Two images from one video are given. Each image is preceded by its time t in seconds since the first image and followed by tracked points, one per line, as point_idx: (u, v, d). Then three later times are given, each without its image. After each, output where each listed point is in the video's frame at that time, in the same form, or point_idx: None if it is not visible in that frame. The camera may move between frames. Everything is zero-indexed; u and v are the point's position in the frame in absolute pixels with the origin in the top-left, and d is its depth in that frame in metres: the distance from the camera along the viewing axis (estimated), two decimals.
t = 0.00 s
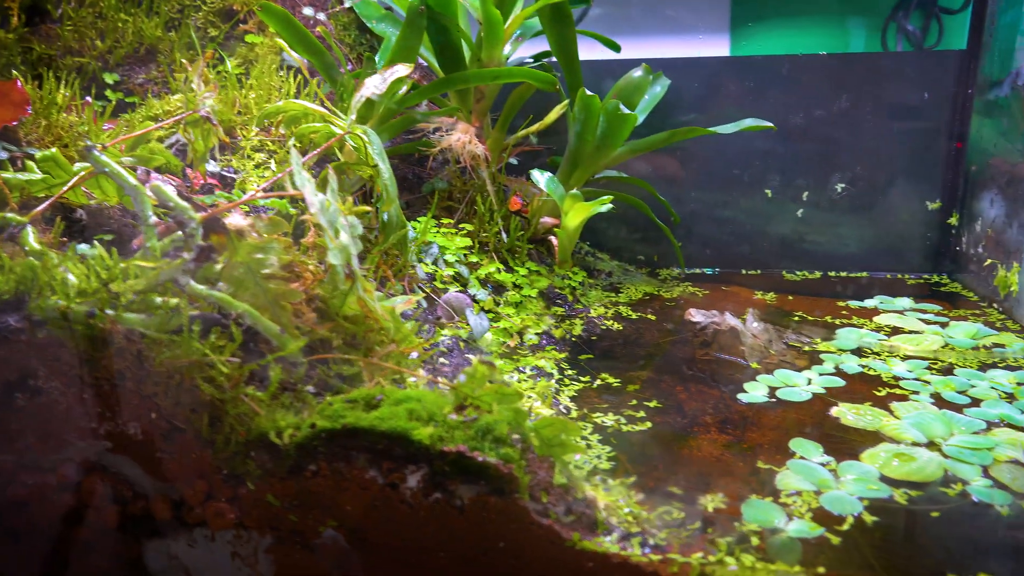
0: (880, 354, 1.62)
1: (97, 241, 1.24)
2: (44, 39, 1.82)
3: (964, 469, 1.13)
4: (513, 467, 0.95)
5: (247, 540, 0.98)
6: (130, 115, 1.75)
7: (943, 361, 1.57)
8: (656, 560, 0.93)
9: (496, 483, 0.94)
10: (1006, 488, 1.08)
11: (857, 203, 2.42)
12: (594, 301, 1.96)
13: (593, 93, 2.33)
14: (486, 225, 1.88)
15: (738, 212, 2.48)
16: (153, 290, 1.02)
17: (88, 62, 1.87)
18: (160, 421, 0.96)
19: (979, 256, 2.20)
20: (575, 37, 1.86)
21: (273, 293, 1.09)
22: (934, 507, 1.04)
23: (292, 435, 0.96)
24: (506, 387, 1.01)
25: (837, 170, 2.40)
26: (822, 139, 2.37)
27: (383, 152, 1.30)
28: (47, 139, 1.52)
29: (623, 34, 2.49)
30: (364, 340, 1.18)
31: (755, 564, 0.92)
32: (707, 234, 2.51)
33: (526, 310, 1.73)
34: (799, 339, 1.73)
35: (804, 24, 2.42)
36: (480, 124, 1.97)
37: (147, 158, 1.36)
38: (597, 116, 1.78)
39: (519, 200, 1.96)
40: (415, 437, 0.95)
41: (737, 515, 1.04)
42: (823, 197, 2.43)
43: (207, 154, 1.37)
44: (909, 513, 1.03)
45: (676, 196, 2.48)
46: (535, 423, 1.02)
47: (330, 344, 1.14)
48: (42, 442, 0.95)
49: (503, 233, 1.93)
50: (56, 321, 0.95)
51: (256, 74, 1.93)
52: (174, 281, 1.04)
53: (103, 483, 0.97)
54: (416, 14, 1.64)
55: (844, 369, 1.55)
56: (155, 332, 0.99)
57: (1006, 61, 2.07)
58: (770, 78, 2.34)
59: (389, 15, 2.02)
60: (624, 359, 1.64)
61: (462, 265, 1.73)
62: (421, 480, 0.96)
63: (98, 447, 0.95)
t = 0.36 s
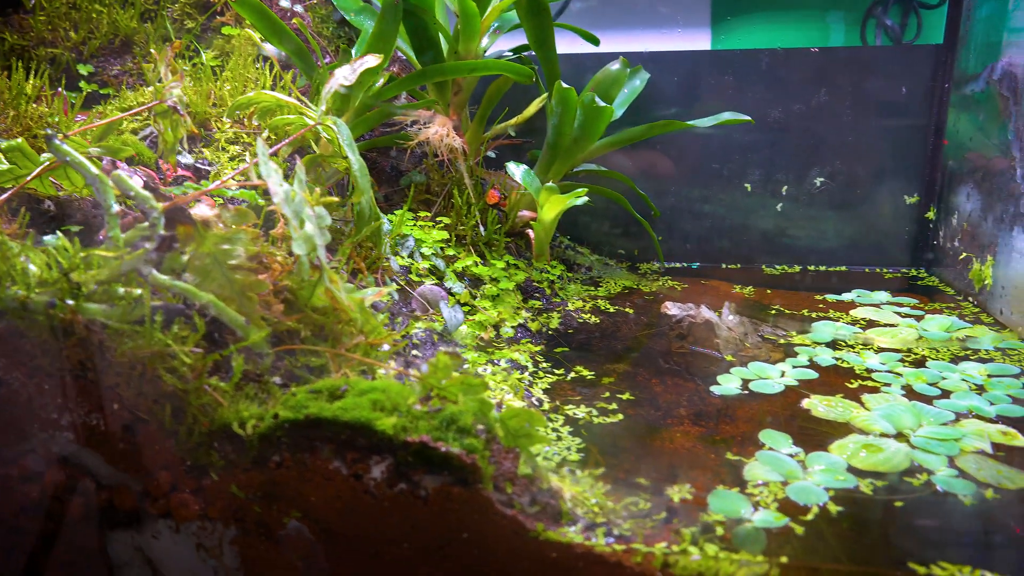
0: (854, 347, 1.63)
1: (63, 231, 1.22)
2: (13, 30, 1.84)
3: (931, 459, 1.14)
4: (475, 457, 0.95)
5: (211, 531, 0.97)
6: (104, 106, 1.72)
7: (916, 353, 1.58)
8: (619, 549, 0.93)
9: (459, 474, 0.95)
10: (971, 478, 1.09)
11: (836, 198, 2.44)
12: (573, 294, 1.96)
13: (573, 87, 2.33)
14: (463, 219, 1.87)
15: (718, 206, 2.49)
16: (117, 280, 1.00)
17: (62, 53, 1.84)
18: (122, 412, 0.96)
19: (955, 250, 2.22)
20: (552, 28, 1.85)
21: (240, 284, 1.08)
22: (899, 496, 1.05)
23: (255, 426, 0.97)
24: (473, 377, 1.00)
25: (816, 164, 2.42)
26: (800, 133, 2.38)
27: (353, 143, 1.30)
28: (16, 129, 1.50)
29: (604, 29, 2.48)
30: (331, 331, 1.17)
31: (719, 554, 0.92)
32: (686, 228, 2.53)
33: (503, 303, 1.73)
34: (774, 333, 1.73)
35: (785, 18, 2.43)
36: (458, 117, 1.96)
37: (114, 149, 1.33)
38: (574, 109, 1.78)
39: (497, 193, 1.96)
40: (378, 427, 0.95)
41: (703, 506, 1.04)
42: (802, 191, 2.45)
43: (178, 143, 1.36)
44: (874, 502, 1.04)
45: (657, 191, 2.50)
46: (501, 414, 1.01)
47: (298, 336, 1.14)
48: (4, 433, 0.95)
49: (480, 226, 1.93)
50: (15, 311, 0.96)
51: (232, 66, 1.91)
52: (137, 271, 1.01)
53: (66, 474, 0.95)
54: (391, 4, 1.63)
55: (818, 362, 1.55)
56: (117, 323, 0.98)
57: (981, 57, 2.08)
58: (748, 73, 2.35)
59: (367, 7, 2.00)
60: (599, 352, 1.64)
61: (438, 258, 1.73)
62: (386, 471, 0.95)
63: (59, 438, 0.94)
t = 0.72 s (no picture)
0: (833, 339, 1.63)
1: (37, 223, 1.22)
2: None
3: (902, 449, 1.15)
4: (444, 446, 0.95)
5: (183, 522, 0.97)
6: (84, 99, 1.71)
7: (895, 345, 1.58)
8: (588, 538, 0.93)
9: (429, 462, 0.94)
10: (941, 467, 1.10)
11: (820, 192, 2.45)
12: (556, 288, 1.96)
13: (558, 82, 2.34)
14: (445, 212, 1.88)
15: (703, 201, 2.51)
16: (88, 271, 1.00)
17: (43, 46, 1.84)
18: (92, 403, 0.95)
19: (936, 243, 2.23)
20: (535, 22, 1.85)
21: (213, 275, 1.07)
22: (868, 485, 1.05)
23: (224, 415, 0.97)
24: (444, 366, 1.02)
25: (799, 158, 2.43)
26: (784, 127, 2.39)
27: (328, 135, 1.30)
28: None
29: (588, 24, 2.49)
30: (304, 323, 1.17)
31: (686, 542, 0.93)
32: (671, 221, 2.55)
33: (485, 296, 1.73)
34: (754, 325, 1.74)
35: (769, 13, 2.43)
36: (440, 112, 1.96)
37: (90, 140, 1.32)
38: (556, 103, 1.78)
39: (480, 186, 1.96)
40: (348, 416, 0.96)
41: (674, 495, 1.04)
42: (786, 185, 2.46)
43: (155, 136, 1.35)
44: (844, 491, 1.04)
45: (642, 186, 2.51)
46: (472, 404, 1.02)
47: (271, 327, 1.14)
48: None
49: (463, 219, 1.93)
50: None
51: (215, 59, 1.92)
52: (108, 262, 1.00)
53: (37, 465, 0.96)
54: None
55: (796, 354, 1.56)
56: (86, 313, 0.97)
57: (962, 49, 2.09)
58: (732, 67, 2.36)
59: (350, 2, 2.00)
60: (579, 344, 1.65)
61: (419, 251, 1.73)
62: (356, 460, 0.95)
63: (31, 428, 0.96)
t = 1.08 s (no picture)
0: (816, 333, 1.64)
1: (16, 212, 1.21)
2: None
3: (879, 440, 1.15)
4: (419, 435, 0.95)
5: (159, 511, 0.97)
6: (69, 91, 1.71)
7: (877, 339, 1.59)
8: (562, 526, 0.93)
9: (403, 451, 0.95)
10: (917, 458, 1.10)
11: (808, 188, 2.47)
12: (542, 282, 1.97)
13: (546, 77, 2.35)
14: (431, 206, 1.88)
15: (691, 197, 2.52)
16: (65, 259, 1.01)
17: (28, 38, 1.83)
18: (68, 390, 0.94)
19: (922, 239, 2.24)
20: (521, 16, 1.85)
21: (192, 265, 1.06)
22: (844, 476, 1.06)
23: (199, 404, 0.98)
24: (420, 356, 1.01)
25: (787, 153, 2.44)
26: (772, 123, 2.41)
27: (309, 126, 1.30)
28: None
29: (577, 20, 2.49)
30: (283, 313, 1.17)
31: (660, 530, 0.93)
32: (660, 217, 2.55)
33: (470, 290, 1.74)
34: (739, 319, 1.75)
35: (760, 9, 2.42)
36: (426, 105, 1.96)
37: (71, 131, 1.31)
38: (542, 97, 1.78)
39: (466, 180, 1.96)
40: (322, 405, 0.96)
41: (651, 485, 1.05)
42: (773, 181, 2.47)
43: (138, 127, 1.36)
44: (820, 481, 1.05)
45: (631, 182, 2.52)
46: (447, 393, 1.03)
47: (250, 317, 1.14)
48: None
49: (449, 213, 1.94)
50: None
51: (202, 51, 1.91)
52: (83, 251, 1.01)
53: (12, 453, 0.96)
54: None
55: (779, 347, 1.56)
56: (61, 302, 0.97)
57: (947, 45, 2.10)
58: (720, 63, 2.37)
59: None
60: (564, 338, 1.65)
61: (404, 245, 1.73)
62: (332, 449, 0.95)
63: (6, 417, 0.95)
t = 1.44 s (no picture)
0: (801, 326, 1.65)
1: None
2: None
3: (859, 430, 1.15)
4: (396, 422, 0.96)
5: (137, 498, 0.97)
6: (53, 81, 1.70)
7: (861, 332, 1.60)
8: (539, 514, 0.93)
9: (380, 438, 0.95)
10: (896, 448, 1.11)
11: (796, 183, 2.48)
12: (529, 276, 1.98)
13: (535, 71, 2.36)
14: (418, 199, 1.88)
15: (681, 191, 2.53)
16: (44, 246, 1.01)
17: (14, 28, 1.82)
18: (45, 376, 0.94)
19: (909, 234, 2.25)
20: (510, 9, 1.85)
21: (173, 254, 1.07)
22: (820, 465, 1.06)
23: (177, 390, 0.98)
24: (399, 344, 1.00)
25: (775, 148, 2.45)
26: (761, 118, 2.41)
27: (292, 116, 1.30)
28: None
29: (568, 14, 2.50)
30: (264, 302, 1.18)
31: (637, 518, 0.93)
32: (649, 211, 2.56)
33: (456, 283, 1.74)
34: (724, 312, 1.76)
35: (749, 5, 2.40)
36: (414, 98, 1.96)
37: (53, 119, 1.31)
38: (530, 90, 1.78)
39: (453, 173, 1.96)
40: (299, 391, 0.97)
41: (629, 473, 1.05)
42: (762, 176, 2.48)
43: (121, 116, 1.35)
44: (798, 471, 1.05)
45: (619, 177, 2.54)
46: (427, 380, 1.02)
47: (229, 305, 1.14)
48: None
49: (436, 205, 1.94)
50: None
51: (189, 43, 1.91)
52: (62, 237, 1.02)
53: None
54: None
55: (763, 340, 1.57)
56: (39, 288, 0.97)
57: (933, 42, 2.12)
58: (709, 58, 2.38)
59: None
60: (549, 330, 1.65)
61: (391, 237, 1.73)
62: (310, 436, 0.95)
63: None
